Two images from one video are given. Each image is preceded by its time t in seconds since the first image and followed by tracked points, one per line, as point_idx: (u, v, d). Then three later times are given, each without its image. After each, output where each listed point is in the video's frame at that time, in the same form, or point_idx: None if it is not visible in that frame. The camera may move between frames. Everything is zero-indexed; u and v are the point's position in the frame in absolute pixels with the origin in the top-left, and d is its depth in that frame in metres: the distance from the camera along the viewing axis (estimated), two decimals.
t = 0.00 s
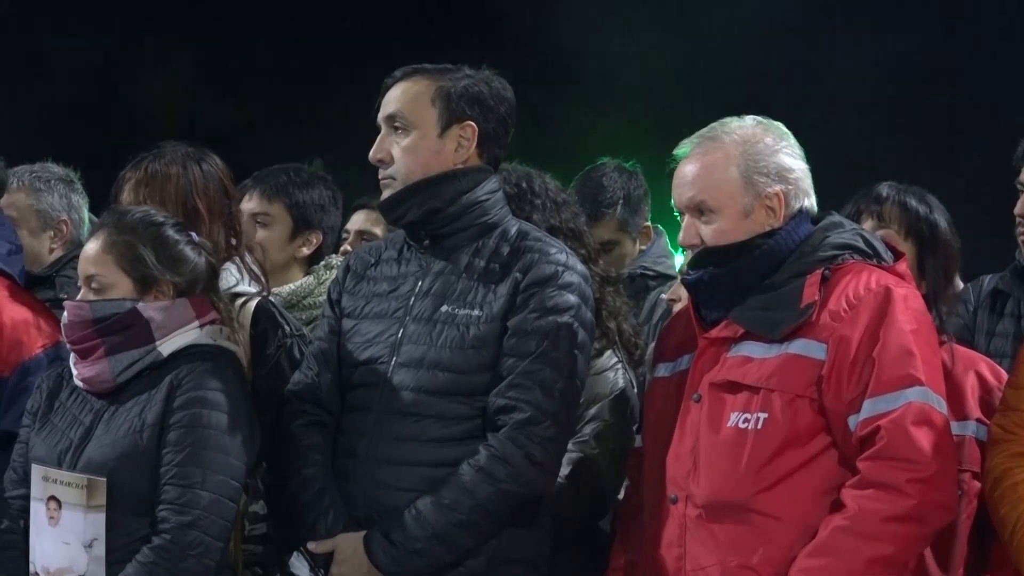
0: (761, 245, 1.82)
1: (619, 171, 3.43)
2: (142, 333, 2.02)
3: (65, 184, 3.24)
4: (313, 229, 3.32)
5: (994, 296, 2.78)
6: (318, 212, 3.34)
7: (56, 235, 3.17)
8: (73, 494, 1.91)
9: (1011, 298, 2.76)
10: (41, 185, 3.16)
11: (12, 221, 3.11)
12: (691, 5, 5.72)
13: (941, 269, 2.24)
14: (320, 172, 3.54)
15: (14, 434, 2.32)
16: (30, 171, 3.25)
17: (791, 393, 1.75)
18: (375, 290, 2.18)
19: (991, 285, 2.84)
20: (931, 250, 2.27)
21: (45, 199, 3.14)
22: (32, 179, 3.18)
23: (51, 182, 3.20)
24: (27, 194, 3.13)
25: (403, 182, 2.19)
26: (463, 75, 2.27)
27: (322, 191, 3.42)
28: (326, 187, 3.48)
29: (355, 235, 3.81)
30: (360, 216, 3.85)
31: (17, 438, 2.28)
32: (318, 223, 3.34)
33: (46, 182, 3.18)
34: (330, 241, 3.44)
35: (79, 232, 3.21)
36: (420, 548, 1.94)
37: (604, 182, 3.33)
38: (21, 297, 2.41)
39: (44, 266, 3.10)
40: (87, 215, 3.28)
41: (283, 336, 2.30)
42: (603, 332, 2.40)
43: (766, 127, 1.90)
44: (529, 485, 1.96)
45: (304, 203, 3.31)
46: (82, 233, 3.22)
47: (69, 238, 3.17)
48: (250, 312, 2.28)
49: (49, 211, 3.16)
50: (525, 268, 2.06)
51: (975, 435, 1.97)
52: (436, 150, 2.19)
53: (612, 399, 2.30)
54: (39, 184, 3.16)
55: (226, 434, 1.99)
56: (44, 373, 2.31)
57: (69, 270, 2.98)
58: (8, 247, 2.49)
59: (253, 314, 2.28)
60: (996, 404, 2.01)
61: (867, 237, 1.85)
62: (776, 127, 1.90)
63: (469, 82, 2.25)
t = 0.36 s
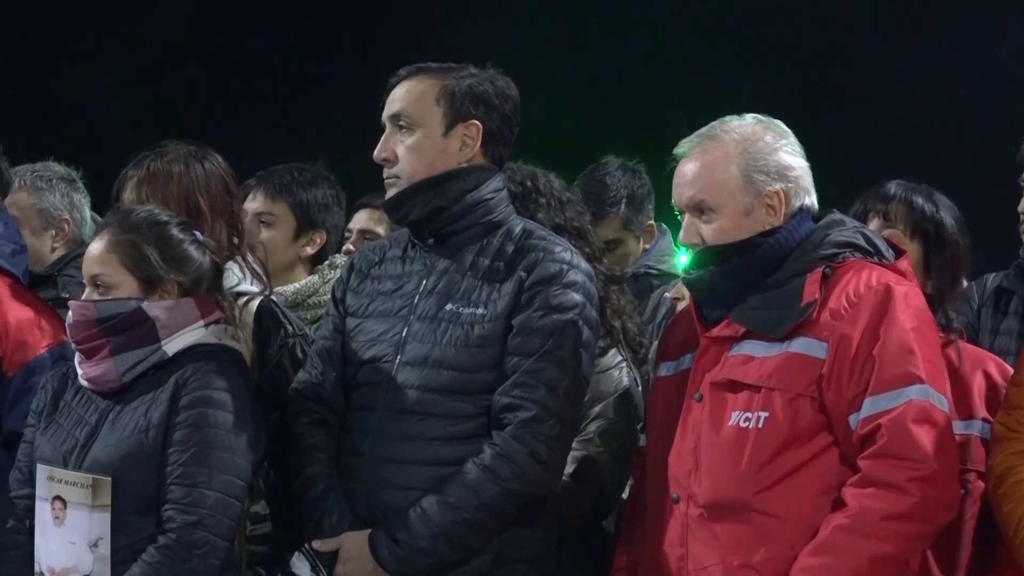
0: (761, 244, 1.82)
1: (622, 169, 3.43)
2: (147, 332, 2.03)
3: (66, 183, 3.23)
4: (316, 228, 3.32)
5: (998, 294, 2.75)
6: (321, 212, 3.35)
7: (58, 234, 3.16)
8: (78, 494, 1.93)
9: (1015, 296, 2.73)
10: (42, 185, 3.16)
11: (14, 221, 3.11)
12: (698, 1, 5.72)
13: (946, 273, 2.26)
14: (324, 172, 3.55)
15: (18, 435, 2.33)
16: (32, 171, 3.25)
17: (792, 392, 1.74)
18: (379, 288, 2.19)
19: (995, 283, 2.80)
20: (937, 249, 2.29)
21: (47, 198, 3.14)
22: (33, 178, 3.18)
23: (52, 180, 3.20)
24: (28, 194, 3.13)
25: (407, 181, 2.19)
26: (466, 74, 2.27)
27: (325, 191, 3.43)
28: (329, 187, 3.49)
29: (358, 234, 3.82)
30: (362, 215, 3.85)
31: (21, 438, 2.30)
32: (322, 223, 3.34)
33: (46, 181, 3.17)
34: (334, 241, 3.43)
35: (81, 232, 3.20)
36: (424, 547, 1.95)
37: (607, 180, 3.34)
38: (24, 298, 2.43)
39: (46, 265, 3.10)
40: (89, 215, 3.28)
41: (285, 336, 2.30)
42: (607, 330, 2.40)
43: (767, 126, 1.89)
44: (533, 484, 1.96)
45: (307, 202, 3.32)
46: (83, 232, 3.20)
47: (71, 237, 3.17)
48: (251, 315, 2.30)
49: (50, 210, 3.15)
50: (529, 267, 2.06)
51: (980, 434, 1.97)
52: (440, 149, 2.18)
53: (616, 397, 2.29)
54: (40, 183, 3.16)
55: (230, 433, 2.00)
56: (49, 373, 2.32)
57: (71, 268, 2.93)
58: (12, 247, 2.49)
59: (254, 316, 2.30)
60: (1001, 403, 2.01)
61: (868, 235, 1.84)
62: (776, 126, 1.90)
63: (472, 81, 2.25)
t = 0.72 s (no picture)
0: (758, 244, 1.82)
1: (622, 169, 3.43)
2: (148, 334, 2.03)
3: (64, 183, 3.23)
4: (314, 227, 3.34)
5: (999, 293, 2.73)
6: (319, 210, 3.36)
7: (56, 234, 3.17)
8: (77, 495, 1.93)
9: (1016, 296, 2.71)
10: (40, 184, 3.16)
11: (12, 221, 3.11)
12: None
13: (944, 277, 2.22)
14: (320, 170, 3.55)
15: (18, 436, 2.33)
16: (30, 171, 3.25)
17: (790, 392, 1.74)
18: (379, 288, 2.19)
19: (996, 283, 2.78)
20: (938, 251, 2.24)
21: (44, 198, 3.14)
22: (31, 178, 3.18)
23: (49, 180, 3.20)
24: (25, 194, 3.13)
25: (407, 181, 2.18)
26: (466, 73, 2.26)
27: (323, 189, 3.43)
28: (327, 185, 3.49)
29: (352, 234, 3.82)
30: (357, 214, 3.86)
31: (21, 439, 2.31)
32: (320, 221, 3.35)
33: (44, 181, 3.18)
34: (331, 239, 3.44)
35: (79, 231, 3.20)
36: (424, 547, 1.95)
37: (607, 180, 3.35)
38: (23, 298, 2.43)
39: (43, 265, 3.10)
40: (87, 214, 3.28)
41: (281, 335, 2.31)
42: (608, 330, 2.40)
43: (763, 125, 1.89)
44: (532, 484, 1.96)
45: (306, 201, 3.33)
46: (81, 231, 3.21)
47: (69, 237, 3.17)
48: (249, 314, 2.29)
49: (48, 210, 3.16)
50: (529, 267, 2.06)
51: (980, 434, 1.98)
52: (440, 149, 2.18)
53: (618, 397, 2.29)
54: (38, 183, 3.16)
55: (230, 434, 2.00)
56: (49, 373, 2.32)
57: (69, 268, 2.95)
58: (11, 247, 2.50)
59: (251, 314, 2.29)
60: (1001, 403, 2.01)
61: (866, 234, 1.84)
62: (773, 126, 1.90)
63: (472, 81, 2.25)
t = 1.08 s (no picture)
0: (751, 245, 1.82)
1: (620, 170, 3.44)
2: (143, 333, 2.04)
3: (60, 182, 3.25)
4: (307, 226, 3.34)
5: (997, 296, 2.73)
6: (312, 209, 3.36)
7: (52, 233, 3.18)
8: (73, 495, 1.94)
9: (1013, 298, 2.71)
10: (36, 184, 3.17)
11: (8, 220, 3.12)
12: None
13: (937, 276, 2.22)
14: (314, 169, 3.55)
15: (14, 435, 2.34)
16: (25, 169, 3.26)
17: (783, 394, 1.74)
18: (375, 289, 2.18)
19: (994, 285, 2.78)
20: (929, 252, 2.26)
21: (40, 198, 3.15)
22: (27, 178, 3.19)
23: (46, 179, 3.21)
24: (22, 193, 3.14)
25: (402, 181, 2.17)
26: (462, 74, 2.25)
27: (316, 188, 3.43)
28: (320, 183, 3.49)
29: (346, 233, 3.83)
30: (351, 214, 3.87)
31: (16, 438, 2.31)
32: (313, 220, 3.36)
33: (40, 181, 3.19)
34: (325, 238, 3.45)
35: (74, 230, 3.22)
36: (420, 548, 1.95)
37: (605, 182, 3.35)
38: (19, 297, 2.44)
39: (39, 265, 3.11)
40: (83, 213, 3.30)
41: (278, 336, 2.32)
42: (606, 331, 2.39)
43: (755, 127, 1.90)
44: (528, 485, 1.96)
45: (299, 200, 3.33)
46: (76, 231, 3.23)
47: (64, 236, 3.18)
48: (246, 313, 2.31)
49: (44, 209, 3.17)
50: (525, 268, 2.05)
51: (975, 434, 1.98)
52: (436, 149, 2.17)
53: (615, 398, 2.28)
54: (34, 182, 3.17)
55: (225, 433, 2.01)
56: (45, 373, 2.33)
57: (65, 268, 2.97)
58: (7, 245, 2.52)
59: (249, 314, 2.31)
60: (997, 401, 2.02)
61: (858, 235, 1.84)
62: (765, 127, 1.90)
63: (468, 81, 2.23)
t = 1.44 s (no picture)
0: (743, 245, 1.82)
1: (618, 170, 3.43)
2: (138, 331, 2.04)
3: (58, 183, 3.26)
4: (301, 224, 3.34)
5: (994, 296, 2.72)
6: (305, 208, 3.36)
7: (50, 234, 3.18)
8: (66, 493, 1.94)
9: (1011, 298, 2.70)
10: (35, 185, 3.18)
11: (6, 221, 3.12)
12: None
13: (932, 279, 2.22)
14: (308, 168, 3.55)
15: (11, 433, 2.34)
16: (24, 171, 3.27)
17: (776, 394, 1.74)
18: (371, 289, 2.18)
19: (990, 285, 2.77)
20: (926, 254, 2.24)
21: (38, 198, 3.15)
22: (25, 179, 3.20)
23: (44, 181, 3.22)
24: (20, 194, 3.14)
25: (398, 181, 2.16)
26: (458, 73, 2.24)
27: (309, 187, 3.43)
28: (314, 182, 3.49)
29: (341, 233, 3.84)
30: (346, 213, 3.87)
31: (13, 436, 2.32)
32: (306, 219, 3.36)
33: (39, 182, 3.20)
34: (319, 237, 3.45)
35: (73, 231, 3.22)
36: (414, 548, 1.96)
37: (602, 181, 3.34)
38: (15, 297, 2.45)
39: (37, 265, 3.11)
40: (81, 214, 3.30)
41: (276, 335, 2.33)
42: (603, 331, 2.38)
43: (747, 127, 1.90)
44: (523, 485, 1.96)
45: (291, 199, 3.33)
46: (76, 232, 3.22)
47: (63, 237, 3.18)
48: (244, 312, 2.31)
49: (43, 210, 3.17)
50: (520, 268, 2.05)
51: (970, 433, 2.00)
52: (431, 149, 2.16)
53: (612, 398, 2.28)
54: (33, 183, 3.18)
55: (219, 433, 2.01)
56: (41, 372, 2.35)
57: (63, 268, 2.98)
58: (4, 245, 2.53)
59: (247, 313, 2.31)
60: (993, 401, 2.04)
61: (851, 235, 1.85)
62: (757, 127, 1.90)
63: (464, 80, 2.22)
